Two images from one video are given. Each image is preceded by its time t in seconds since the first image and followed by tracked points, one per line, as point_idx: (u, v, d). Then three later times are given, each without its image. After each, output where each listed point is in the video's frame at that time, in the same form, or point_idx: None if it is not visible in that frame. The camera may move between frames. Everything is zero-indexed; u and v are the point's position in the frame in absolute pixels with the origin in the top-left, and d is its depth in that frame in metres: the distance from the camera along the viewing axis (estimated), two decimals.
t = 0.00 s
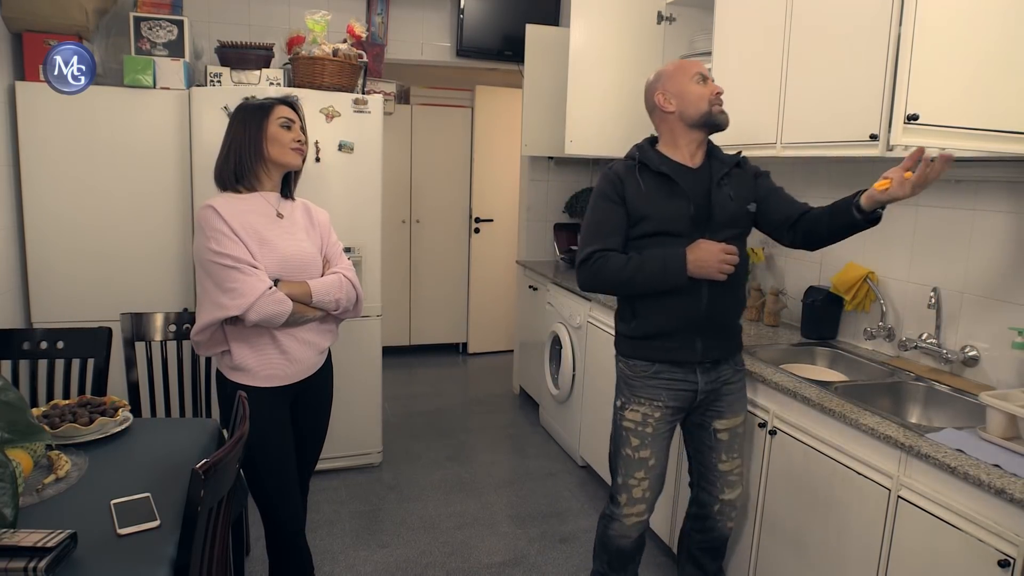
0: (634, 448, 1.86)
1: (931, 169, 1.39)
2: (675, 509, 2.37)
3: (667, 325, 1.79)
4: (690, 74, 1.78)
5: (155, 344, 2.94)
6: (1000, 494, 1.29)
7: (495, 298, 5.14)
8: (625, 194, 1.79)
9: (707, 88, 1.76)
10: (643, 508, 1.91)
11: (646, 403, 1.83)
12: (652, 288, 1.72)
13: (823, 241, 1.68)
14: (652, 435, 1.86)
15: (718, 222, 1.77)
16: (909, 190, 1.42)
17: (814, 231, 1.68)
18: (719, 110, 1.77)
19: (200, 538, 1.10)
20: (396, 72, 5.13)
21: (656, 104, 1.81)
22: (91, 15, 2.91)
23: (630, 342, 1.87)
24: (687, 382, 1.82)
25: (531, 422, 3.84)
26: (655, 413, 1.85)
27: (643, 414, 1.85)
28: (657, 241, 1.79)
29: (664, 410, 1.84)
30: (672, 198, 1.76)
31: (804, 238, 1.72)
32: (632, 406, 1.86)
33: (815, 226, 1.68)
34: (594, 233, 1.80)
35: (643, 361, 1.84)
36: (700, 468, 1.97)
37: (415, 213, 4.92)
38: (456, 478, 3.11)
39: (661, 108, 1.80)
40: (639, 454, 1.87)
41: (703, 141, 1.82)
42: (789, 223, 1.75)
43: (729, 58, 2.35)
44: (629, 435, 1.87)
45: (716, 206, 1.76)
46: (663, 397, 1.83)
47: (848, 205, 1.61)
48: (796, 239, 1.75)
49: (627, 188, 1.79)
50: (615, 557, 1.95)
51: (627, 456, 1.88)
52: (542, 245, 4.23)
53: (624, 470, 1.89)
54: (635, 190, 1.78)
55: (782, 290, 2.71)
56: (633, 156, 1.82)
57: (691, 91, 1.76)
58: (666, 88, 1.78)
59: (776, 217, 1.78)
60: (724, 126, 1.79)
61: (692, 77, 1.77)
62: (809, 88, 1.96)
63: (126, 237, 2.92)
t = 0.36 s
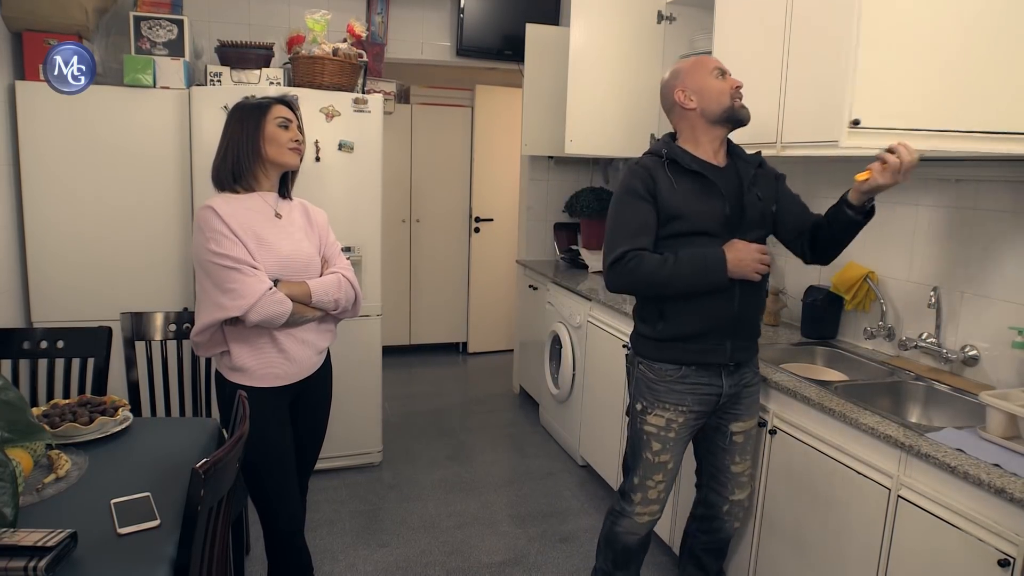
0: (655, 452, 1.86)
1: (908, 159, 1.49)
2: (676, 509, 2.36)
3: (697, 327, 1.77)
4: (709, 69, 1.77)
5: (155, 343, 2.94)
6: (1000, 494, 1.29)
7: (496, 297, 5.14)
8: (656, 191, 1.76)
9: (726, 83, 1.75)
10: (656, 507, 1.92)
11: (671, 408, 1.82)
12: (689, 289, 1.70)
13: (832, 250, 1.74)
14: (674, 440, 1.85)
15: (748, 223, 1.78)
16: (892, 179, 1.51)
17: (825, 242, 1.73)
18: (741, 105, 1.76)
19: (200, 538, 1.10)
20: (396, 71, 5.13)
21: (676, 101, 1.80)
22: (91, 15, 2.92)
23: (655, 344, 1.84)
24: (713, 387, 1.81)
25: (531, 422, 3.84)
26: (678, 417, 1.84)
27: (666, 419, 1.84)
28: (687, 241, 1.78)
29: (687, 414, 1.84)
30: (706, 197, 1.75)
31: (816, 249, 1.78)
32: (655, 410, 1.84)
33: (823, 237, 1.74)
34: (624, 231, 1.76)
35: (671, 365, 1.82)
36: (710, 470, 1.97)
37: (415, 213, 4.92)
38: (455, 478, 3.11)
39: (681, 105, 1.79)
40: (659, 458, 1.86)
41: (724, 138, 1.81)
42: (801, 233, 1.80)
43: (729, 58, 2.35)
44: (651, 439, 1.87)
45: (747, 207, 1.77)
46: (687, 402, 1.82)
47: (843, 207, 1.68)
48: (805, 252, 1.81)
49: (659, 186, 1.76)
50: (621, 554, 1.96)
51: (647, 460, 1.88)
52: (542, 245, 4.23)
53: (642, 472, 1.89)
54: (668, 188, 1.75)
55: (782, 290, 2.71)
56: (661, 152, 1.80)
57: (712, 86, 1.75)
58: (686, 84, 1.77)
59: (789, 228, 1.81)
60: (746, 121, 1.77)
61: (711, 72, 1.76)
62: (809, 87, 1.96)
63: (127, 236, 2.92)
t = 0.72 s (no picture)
0: (660, 454, 1.86)
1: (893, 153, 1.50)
2: (676, 510, 2.36)
3: (705, 330, 1.77)
4: (706, 64, 1.76)
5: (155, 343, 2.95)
6: (1000, 494, 1.29)
7: (496, 297, 5.14)
8: (663, 194, 1.75)
9: (726, 76, 1.75)
10: (659, 508, 1.93)
11: (677, 410, 1.82)
12: (698, 293, 1.69)
13: (828, 251, 1.74)
14: (679, 442, 1.86)
15: (755, 223, 1.78)
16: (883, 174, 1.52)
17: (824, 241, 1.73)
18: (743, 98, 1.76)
19: (200, 538, 1.10)
20: (396, 71, 5.13)
21: (677, 100, 1.78)
22: (91, 15, 2.92)
23: (662, 346, 1.84)
24: (720, 389, 1.81)
25: (531, 422, 3.84)
26: (684, 420, 1.84)
27: (672, 422, 1.84)
28: (695, 243, 1.77)
29: (693, 416, 1.84)
30: (714, 198, 1.74)
31: (814, 252, 1.78)
32: (661, 412, 1.84)
33: (820, 235, 1.74)
34: (630, 235, 1.75)
35: (678, 368, 1.81)
36: (712, 470, 1.97)
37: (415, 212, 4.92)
38: (455, 478, 3.11)
39: (683, 104, 1.78)
40: (664, 459, 1.87)
41: (727, 133, 1.81)
42: (800, 228, 1.83)
43: (729, 57, 2.35)
44: (656, 442, 1.87)
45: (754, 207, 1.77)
46: (694, 405, 1.83)
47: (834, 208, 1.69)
48: (801, 249, 1.83)
49: (665, 188, 1.75)
50: (624, 552, 1.96)
51: (652, 462, 1.88)
52: (542, 244, 4.23)
53: (646, 473, 1.89)
54: (675, 190, 1.74)
55: (782, 289, 2.71)
56: (665, 153, 1.78)
57: (713, 82, 1.74)
58: (686, 82, 1.76)
59: (793, 221, 1.84)
60: (750, 113, 1.78)
61: (710, 67, 1.76)
62: (808, 87, 1.96)
63: (128, 236, 2.92)
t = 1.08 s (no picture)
0: (656, 454, 1.86)
1: (948, 155, 1.40)
2: (676, 509, 2.36)
3: (698, 329, 1.77)
4: (691, 65, 1.77)
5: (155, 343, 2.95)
6: (1000, 493, 1.29)
7: (495, 297, 5.14)
8: (648, 195, 1.76)
9: (712, 76, 1.76)
10: (656, 508, 1.93)
11: (672, 410, 1.82)
12: (688, 294, 1.69)
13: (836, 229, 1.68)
14: (674, 442, 1.86)
15: (742, 220, 1.77)
16: (931, 179, 1.44)
17: (828, 221, 1.68)
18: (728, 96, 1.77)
19: (200, 537, 1.10)
20: (395, 71, 5.13)
21: (664, 102, 1.79)
22: (91, 15, 2.92)
23: (656, 347, 1.84)
24: (715, 389, 1.81)
25: (531, 421, 3.84)
26: (679, 420, 1.84)
27: (667, 422, 1.84)
28: (683, 242, 1.78)
29: (688, 416, 1.84)
30: (700, 197, 1.75)
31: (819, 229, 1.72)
32: (656, 412, 1.85)
33: (829, 216, 1.68)
34: (619, 238, 1.77)
35: (673, 367, 1.81)
36: (711, 470, 1.97)
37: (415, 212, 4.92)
38: (456, 477, 3.11)
39: (669, 105, 1.78)
40: (660, 459, 1.87)
41: (716, 131, 1.81)
42: (802, 214, 1.75)
43: (729, 59, 2.35)
44: (652, 441, 1.87)
45: (741, 203, 1.76)
46: (688, 405, 1.83)
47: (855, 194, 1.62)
48: (811, 230, 1.75)
49: (649, 190, 1.76)
50: (622, 552, 1.96)
51: (648, 461, 1.88)
52: (542, 244, 4.22)
53: (642, 473, 1.89)
54: (659, 191, 1.75)
55: (782, 289, 2.71)
56: (650, 155, 1.79)
57: (699, 82, 1.75)
58: (672, 83, 1.76)
59: (788, 210, 1.78)
60: (737, 112, 1.78)
61: (696, 67, 1.76)
62: (809, 88, 1.96)
63: (128, 236, 2.92)
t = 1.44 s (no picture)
0: (648, 453, 1.86)
1: (948, 156, 1.40)
2: (675, 509, 2.36)
3: (689, 331, 1.77)
4: (683, 66, 1.77)
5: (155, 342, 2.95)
6: (1000, 493, 1.29)
7: (495, 297, 5.14)
8: (638, 198, 1.76)
9: (705, 78, 1.76)
10: (649, 504, 1.93)
11: (664, 411, 1.82)
12: (679, 296, 1.68)
13: (830, 230, 1.68)
14: (666, 441, 1.86)
15: (734, 223, 1.77)
16: (929, 180, 1.43)
17: (823, 223, 1.68)
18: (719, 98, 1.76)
19: (200, 537, 1.10)
20: (395, 71, 5.13)
21: (655, 102, 1.79)
22: (91, 15, 2.92)
23: (648, 348, 1.84)
24: (707, 390, 1.81)
25: (531, 421, 3.84)
26: (671, 420, 1.84)
27: (659, 422, 1.84)
28: (673, 245, 1.78)
29: (680, 416, 1.84)
30: (690, 199, 1.75)
31: (813, 231, 1.73)
32: (648, 412, 1.84)
33: (824, 217, 1.67)
34: (609, 240, 1.77)
35: (664, 369, 1.81)
36: (702, 467, 1.98)
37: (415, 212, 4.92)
38: (455, 477, 3.11)
39: (660, 106, 1.78)
40: (653, 458, 1.87)
41: (707, 133, 1.81)
42: (796, 215, 1.76)
43: (729, 59, 2.34)
44: (644, 441, 1.87)
45: (732, 204, 1.75)
46: (680, 405, 1.83)
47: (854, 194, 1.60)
48: (806, 231, 1.75)
49: (639, 192, 1.76)
50: (618, 548, 1.95)
51: (640, 460, 1.88)
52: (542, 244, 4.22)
53: (635, 471, 1.89)
54: (649, 193, 1.75)
55: (782, 289, 2.71)
56: (641, 156, 1.80)
57: (690, 83, 1.75)
58: (664, 83, 1.77)
59: (782, 210, 1.79)
60: (728, 113, 1.78)
61: (688, 69, 1.77)
62: (809, 88, 1.96)
63: (127, 236, 2.92)
